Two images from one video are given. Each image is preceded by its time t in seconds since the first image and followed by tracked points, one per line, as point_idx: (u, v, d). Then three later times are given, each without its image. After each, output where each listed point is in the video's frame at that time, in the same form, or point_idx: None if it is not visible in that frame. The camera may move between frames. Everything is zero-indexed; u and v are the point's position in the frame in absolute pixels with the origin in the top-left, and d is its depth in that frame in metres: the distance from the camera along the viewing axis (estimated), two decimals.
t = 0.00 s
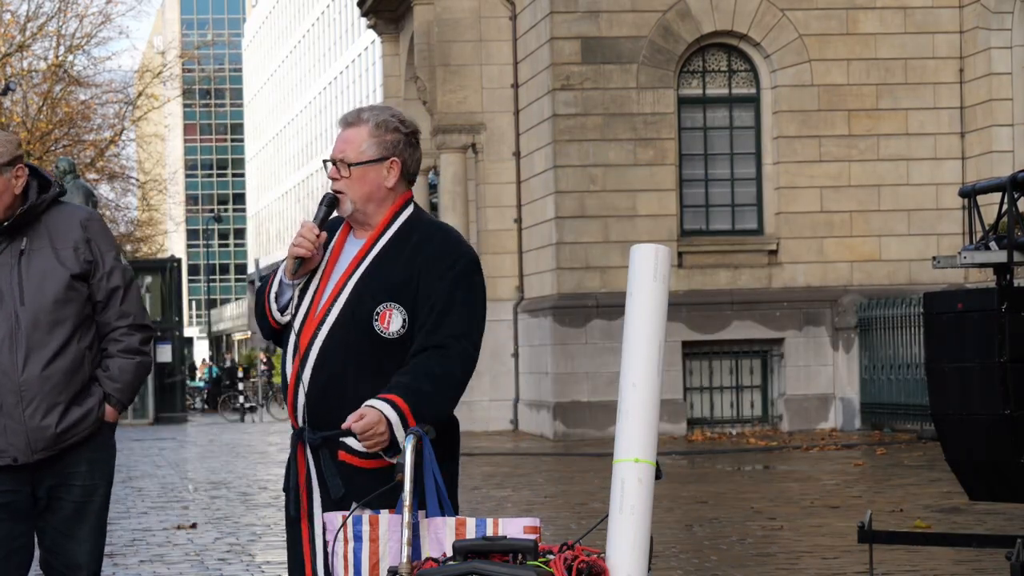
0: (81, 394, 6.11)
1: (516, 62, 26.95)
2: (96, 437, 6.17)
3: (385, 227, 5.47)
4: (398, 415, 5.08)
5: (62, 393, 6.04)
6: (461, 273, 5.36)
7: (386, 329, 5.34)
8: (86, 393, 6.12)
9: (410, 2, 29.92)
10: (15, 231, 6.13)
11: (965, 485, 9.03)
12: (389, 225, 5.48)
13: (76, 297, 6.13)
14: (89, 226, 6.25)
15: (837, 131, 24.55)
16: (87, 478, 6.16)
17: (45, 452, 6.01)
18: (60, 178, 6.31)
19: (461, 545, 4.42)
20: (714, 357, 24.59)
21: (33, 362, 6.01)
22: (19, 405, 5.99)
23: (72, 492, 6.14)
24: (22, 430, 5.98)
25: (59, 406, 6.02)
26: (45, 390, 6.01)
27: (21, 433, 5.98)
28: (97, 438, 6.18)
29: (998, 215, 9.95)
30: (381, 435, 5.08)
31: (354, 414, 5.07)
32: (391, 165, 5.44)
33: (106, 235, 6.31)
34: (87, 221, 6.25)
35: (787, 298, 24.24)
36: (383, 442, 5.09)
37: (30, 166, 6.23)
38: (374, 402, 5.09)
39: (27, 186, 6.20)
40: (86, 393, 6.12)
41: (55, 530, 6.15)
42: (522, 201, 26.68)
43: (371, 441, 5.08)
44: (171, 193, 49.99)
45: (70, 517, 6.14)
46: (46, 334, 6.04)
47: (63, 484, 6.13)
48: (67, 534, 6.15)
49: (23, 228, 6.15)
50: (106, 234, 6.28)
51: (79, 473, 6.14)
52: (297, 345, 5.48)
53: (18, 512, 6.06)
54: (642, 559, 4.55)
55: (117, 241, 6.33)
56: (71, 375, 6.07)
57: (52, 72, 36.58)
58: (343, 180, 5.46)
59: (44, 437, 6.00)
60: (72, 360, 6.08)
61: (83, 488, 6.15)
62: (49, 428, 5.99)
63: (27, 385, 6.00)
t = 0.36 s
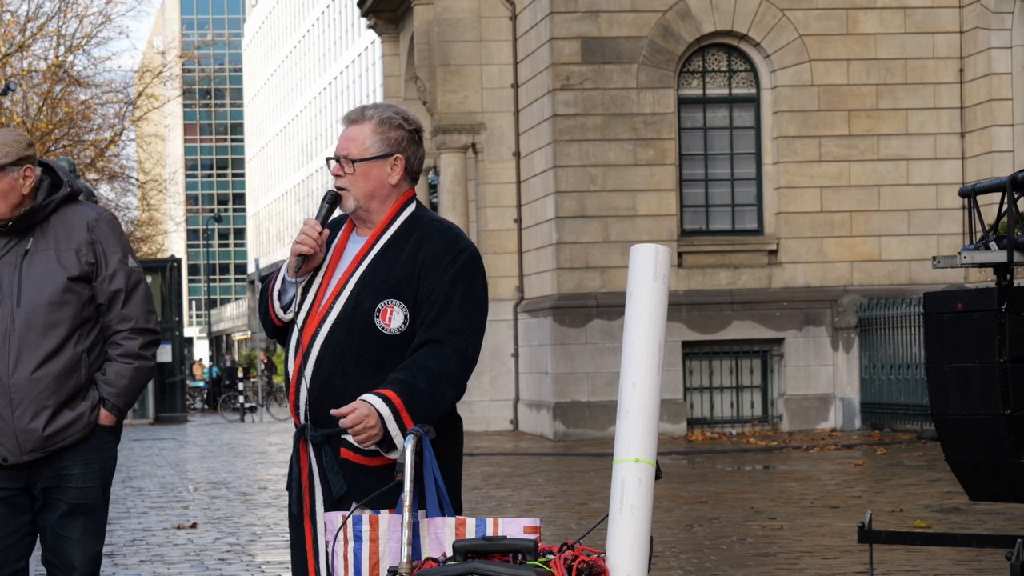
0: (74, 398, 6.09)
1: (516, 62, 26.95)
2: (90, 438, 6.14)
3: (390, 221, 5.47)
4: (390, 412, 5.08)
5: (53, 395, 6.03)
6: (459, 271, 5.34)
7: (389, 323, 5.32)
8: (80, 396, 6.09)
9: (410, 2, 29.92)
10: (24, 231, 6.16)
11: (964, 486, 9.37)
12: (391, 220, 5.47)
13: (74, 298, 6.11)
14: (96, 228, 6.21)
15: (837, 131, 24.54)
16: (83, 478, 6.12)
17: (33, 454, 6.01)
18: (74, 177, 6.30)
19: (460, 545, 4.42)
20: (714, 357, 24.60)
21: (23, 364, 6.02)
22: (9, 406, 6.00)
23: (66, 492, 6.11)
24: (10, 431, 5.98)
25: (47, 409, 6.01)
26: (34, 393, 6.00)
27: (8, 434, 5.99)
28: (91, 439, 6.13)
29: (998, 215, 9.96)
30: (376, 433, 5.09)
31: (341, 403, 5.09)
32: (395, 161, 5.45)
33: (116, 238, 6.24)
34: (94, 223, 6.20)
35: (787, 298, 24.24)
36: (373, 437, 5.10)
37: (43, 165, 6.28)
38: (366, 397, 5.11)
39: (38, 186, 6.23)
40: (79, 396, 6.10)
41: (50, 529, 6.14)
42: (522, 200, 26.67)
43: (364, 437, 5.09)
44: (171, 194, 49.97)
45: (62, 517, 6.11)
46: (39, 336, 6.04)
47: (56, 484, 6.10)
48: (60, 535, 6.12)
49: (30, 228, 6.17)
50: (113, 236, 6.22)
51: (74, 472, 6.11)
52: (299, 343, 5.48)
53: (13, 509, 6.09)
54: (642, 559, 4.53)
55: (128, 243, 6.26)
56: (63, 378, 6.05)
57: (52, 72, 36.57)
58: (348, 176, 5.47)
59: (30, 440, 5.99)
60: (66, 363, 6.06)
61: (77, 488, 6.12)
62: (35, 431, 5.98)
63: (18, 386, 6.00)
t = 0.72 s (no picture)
0: (59, 393, 6.21)
1: (516, 62, 26.97)
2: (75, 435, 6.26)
3: (396, 218, 5.46)
4: (407, 290, 5.09)
5: (37, 389, 6.16)
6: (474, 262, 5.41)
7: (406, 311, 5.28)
8: (65, 391, 6.22)
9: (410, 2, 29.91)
10: (5, 230, 6.32)
11: (964, 486, 9.40)
12: (397, 217, 5.47)
13: (56, 294, 6.25)
14: (78, 225, 6.37)
15: (837, 131, 24.54)
16: (71, 473, 6.25)
17: (21, 448, 6.13)
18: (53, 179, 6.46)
19: (460, 545, 4.43)
20: (714, 357, 24.60)
21: (7, 360, 6.16)
22: None
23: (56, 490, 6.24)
24: None
25: (32, 404, 6.14)
26: (19, 387, 6.14)
27: None
28: (76, 436, 6.25)
29: (998, 215, 9.96)
30: (392, 303, 5.05)
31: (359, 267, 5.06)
32: (401, 157, 5.42)
33: (98, 235, 6.40)
34: (75, 221, 6.37)
35: (787, 298, 24.24)
36: (387, 307, 5.04)
37: (24, 167, 6.41)
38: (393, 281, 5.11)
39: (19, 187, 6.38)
40: (65, 392, 6.23)
41: (42, 528, 6.27)
42: (522, 200, 26.69)
43: (382, 302, 5.02)
44: (171, 193, 49.97)
45: (53, 516, 6.24)
46: (22, 332, 6.17)
47: (45, 483, 6.23)
48: (52, 532, 6.25)
49: (12, 227, 6.33)
50: (94, 233, 6.37)
51: (62, 470, 6.23)
52: (308, 339, 5.44)
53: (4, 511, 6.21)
54: (642, 558, 4.53)
55: (109, 241, 6.41)
56: (48, 373, 6.18)
57: (52, 71, 36.55)
58: (355, 173, 5.43)
59: (17, 434, 6.12)
60: (50, 357, 6.19)
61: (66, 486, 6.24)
62: (21, 424, 6.11)
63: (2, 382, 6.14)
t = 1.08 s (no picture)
0: (33, 393, 6.26)
1: (516, 62, 26.99)
2: (54, 433, 6.31)
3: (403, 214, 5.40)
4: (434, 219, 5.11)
5: (12, 392, 6.21)
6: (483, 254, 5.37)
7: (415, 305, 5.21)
8: (40, 391, 6.28)
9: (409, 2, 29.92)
10: None
11: (964, 486, 9.40)
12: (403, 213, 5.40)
13: (26, 295, 6.29)
14: (42, 223, 6.40)
15: (837, 131, 24.54)
16: (52, 472, 6.30)
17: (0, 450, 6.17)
18: (17, 177, 6.47)
19: (460, 545, 4.43)
20: (714, 357, 24.60)
21: None
22: None
23: (37, 489, 6.28)
24: None
25: (8, 406, 6.19)
26: None
27: None
28: (54, 433, 6.31)
29: (998, 214, 9.96)
30: (415, 219, 5.06)
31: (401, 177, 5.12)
32: (403, 158, 5.30)
33: (65, 231, 6.45)
34: (41, 219, 6.40)
35: (787, 298, 24.25)
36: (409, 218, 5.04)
37: None
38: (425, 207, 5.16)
39: None
40: (39, 392, 6.28)
41: (24, 528, 6.31)
42: (522, 200, 26.69)
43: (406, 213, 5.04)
44: (171, 194, 49.96)
45: (37, 513, 6.28)
46: None
47: (26, 481, 6.28)
48: (37, 530, 6.29)
49: None
50: (61, 230, 6.42)
51: (43, 467, 6.28)
52: (315, 337, 5.33)
53: None
54: (642, 557, 4.46)
55: (75, 237, 6.46)
56: (22, 375, 6.23)
57: (52, 71, 36.54)
58: (358, 171, 5.32)
59: None
60: (22, 359, 6.24)
61: (48, 484, 6.29)
62: None
63: None
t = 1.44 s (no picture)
0: (20, 394, 6.28)
1: (516, 62, 26.99)
2: (38, 436, 6.30)
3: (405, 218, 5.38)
4: (428, 252, 5.05)
5: None
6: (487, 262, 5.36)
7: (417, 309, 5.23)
8: (27, 392, 6.30)
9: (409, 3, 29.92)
10: None
11: (964, 486, 9.40)
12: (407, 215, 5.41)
13: (15, 296, 6.32)
14: (38, 224, 6.43)
15: (837, 131, 24.54)
16: (36, 474, 6.29)
17: None
18: (17, 179, 6.53)
19: (460, 545, 4.43)
20: (714, 358, 24.60)
21: None
22: None
23: (22, 492, 6.28)
24: None
25: None
26: None
27: None
28: (38, 436, 6.30)
29: (998, 214, 9.96)
30: (408, 257, 4.99)
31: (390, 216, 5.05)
32: (407, 158, 5.31)
33: (60, 233, 6.46)
34: (35, 220, 6.44)
35: (787, 298, 24.25)
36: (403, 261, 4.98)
37: None
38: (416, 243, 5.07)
39: None
40: (26, 393, 6.30)
41: (13, 531, 6.31)
42: (521, 200, 26.70)
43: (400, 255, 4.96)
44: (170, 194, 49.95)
45: (23, 516, 6.27)
46: None
47: (12, 483, 6.29)
48: (22, 533, 6.27)
49: None
50: (55, 232, 6.44)
51: (26, 468, 6.28)
52: (317, 339, 5.33)
53: None
54: (642, 557, 4.46)
55: (71, 239, 6.47)
56: (8, 374, 6.26)
57: (52, 72, 36.53)
58: (360, 173, 5.31)
59: None
60: (8, 359, 6.27)
61: (31, 486, 6.28)
62: None
63: None
